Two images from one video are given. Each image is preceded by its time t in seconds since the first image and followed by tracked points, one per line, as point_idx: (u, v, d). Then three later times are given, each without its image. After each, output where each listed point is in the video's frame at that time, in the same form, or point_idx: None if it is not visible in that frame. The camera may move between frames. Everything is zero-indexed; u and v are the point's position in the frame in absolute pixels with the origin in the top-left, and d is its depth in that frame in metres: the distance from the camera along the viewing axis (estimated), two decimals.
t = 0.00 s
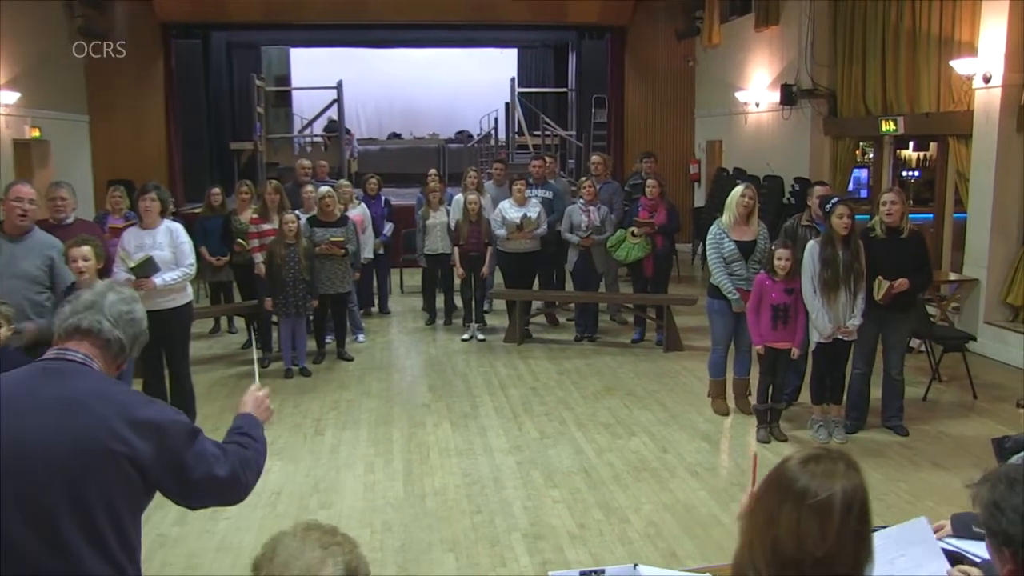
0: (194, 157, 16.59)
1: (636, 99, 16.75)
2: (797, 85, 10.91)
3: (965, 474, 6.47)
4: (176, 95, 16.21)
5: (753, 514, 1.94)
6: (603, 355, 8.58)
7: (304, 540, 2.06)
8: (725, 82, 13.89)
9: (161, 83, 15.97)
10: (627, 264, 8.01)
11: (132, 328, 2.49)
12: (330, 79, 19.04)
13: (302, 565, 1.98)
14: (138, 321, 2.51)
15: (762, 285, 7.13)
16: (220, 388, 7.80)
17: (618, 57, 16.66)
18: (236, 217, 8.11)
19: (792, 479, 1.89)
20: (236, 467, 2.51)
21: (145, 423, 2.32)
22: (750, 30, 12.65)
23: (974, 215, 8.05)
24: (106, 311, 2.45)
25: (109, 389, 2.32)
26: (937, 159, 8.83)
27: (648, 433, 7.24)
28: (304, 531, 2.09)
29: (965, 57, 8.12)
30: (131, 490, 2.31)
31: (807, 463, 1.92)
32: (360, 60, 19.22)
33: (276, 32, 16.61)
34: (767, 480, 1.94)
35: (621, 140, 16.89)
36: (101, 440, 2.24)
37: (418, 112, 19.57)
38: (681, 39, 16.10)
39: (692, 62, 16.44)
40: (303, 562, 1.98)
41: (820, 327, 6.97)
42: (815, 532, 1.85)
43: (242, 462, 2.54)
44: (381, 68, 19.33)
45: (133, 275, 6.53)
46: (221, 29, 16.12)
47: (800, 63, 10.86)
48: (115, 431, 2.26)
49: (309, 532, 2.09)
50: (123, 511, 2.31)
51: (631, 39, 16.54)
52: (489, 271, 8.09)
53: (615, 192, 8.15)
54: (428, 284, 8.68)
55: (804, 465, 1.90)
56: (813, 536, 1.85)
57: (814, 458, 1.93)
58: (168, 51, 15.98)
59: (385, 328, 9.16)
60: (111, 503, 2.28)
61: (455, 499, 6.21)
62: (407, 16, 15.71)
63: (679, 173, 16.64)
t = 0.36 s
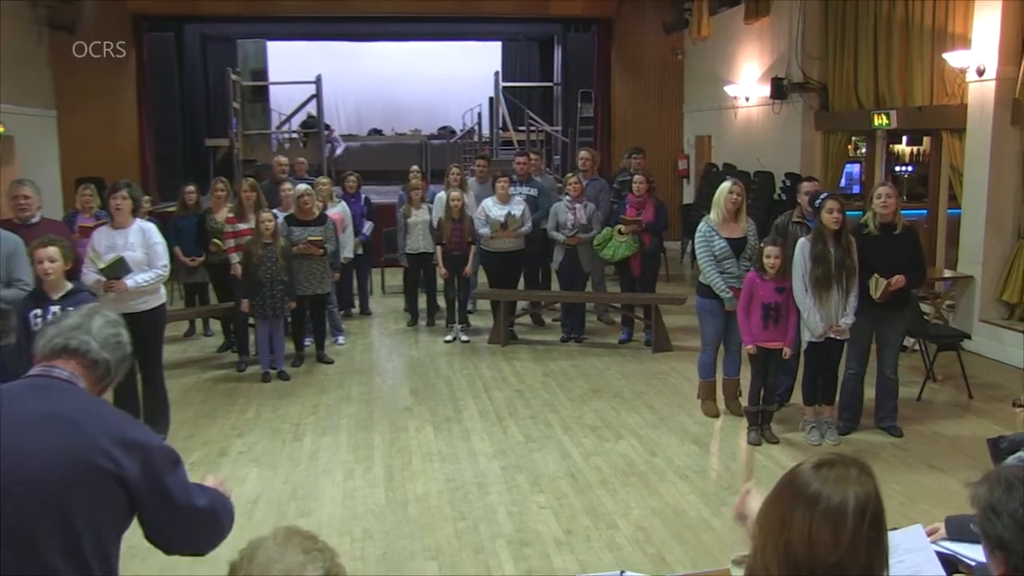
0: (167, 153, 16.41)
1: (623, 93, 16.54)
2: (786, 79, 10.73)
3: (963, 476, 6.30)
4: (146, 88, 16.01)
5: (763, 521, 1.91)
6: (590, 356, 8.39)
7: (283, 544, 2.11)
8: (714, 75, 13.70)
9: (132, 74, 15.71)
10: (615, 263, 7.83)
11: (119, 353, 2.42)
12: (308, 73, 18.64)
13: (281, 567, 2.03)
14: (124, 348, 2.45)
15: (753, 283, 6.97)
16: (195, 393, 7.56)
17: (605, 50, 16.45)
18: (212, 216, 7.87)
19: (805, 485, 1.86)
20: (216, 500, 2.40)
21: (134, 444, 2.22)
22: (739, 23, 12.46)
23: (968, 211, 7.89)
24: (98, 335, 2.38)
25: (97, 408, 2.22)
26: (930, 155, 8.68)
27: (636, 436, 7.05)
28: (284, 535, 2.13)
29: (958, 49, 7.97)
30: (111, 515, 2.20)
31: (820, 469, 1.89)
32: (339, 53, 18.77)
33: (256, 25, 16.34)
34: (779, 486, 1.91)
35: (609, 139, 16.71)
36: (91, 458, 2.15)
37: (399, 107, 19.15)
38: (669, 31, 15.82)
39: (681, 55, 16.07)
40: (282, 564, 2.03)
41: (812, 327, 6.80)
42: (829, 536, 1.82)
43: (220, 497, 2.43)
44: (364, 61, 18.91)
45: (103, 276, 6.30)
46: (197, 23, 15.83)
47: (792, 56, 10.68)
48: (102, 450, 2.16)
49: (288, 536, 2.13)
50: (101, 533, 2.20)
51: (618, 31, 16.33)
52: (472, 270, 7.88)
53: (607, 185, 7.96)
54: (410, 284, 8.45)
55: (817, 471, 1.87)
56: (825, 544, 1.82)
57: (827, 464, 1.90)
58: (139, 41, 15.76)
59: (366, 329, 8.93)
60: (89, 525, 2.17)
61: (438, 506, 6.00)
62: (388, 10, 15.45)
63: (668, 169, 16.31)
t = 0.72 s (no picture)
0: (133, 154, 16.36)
1: (604, 88, 16.29)
2: (771, 74, 10.57)
3: (953, 479, 6.16)
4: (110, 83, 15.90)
5: (747, 525, 1.85)
6: (571, 358, 8.20)
7: (251, 549, 1.97)
8: (698, 70, 13.55)
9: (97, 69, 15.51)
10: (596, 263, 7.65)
11: (42, 324, 2.18)
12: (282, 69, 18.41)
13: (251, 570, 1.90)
14: (47, 314, 2.20)
15: (737, 283, 6.81)
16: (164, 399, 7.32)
17: (586, 44, 16.35)
18: (181, 215, 7.63)
19: (788, 487, 1.80)
20: (184, 452, 2.13)
21: (72, 434, 1.96)
22: (723, 17, 12.31)
23: (956, 209, 7.74)
24: (8, 313, 2.13)
25: (26, 401, 1.97)
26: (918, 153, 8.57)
27: (619, 440, 6.87)
28: (251, 540, 1.99)
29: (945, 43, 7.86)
30: (65, 511, 2.00)
31: (803, 471, 1.84)
32: (314, 45, 18.50)
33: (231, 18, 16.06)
34: (763, 489, 1.85)
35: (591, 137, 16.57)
36: (27, 462, 1.93)
37: (375, 104, 18.91)
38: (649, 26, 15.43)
39: (663, 50, 15.67)
40: (251, 567, 1.91)
41: (798, 327, 6.65)
42: (812, 539, 1.76)
43: (189, 441, 2.15)
44: (340, 54, 18.66)
45: (68, 277, 6.03)
46: (169, 14, 15.49)
47: (776, 51, 10.53)
48: (37, 451, 1.93)
49: (255, 540, 1.99)
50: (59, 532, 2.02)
51: (599, 25, 16.16)
52: (450, 270, 7.68)
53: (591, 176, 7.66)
54: (387, 285, 8.24)
55: (800, 473, 1.82)
56: (807, 547, 1.76)
57: (810, 466, 1.85)
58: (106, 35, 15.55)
59: (341, 332, 8.71)
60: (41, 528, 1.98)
61: (415, 513, 5.80)
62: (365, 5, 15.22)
63: (653, 167, 15.95)
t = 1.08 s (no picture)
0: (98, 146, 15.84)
1: (584, 83, 15.92)
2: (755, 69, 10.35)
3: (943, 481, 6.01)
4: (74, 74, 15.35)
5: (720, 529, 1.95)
6: (552, 362, 8.00)
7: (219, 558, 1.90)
8: (680, 65, 13.39)
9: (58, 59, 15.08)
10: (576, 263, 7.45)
11: None
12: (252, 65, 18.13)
13: None
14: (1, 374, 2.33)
15: (720, 283, 6.63)
16: (130, 408, 7.07)
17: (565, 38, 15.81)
18: (148, 217, 7.40)
19: (753, 494, 1.91)
20: (92, 505, 2.05)
21: None
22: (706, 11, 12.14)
23: (944, 206, 7.59)
24: None
25: None
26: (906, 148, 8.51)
27: (601, 445, 6.68)
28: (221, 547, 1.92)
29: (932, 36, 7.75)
30: None
31: (769, 481, 1.94)
32: (287, 42, 18.24)
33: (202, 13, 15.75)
34: (736, 499, 1.96)
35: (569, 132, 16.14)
36: None
37: (349, 101, 18.63)
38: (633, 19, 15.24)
39: (645, 44, 15.60)
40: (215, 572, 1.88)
41: (784, 328, 6.49)
42: (771, 544, 1.85)
43: (103, 500, 2.08)
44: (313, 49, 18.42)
45: (28, 282, 5.76)
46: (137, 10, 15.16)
47: (760, 45, 10.36)
48: None
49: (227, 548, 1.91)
50: None
51: (579, 20, 15.70)
52: (427, 272, 7.45)
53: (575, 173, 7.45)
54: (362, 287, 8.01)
55: (767, 482, 1.92)
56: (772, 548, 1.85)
57: (775, 474, 1.96)
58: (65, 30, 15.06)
59: (315, 336, 8.47)
60: None
61: (392, 522, 5.59)
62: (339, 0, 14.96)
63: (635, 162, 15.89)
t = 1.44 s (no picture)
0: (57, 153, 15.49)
1: (566, 79, 15.71)
2: (743, 63, 10.11)
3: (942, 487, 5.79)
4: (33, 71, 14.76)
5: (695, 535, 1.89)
6: (534, 367, 7.73)
7: None
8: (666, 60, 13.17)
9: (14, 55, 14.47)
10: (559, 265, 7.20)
11: None
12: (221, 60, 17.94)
13: None
14: None
15: (707, 284, 6.39)
16: (94, 420, 6.75)
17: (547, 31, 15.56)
18: (111, 220, 7.11)
19: (723, 501, 1.83)
20: None
21: None
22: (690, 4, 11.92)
23: (937, 203, 7.38)
24: None
25: None
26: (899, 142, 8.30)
27: (585, 453, 6.42)
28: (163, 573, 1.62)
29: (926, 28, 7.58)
30: None
31: (741, 486, 1.85)
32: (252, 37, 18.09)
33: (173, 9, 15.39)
34: (708, 505, 1.88)
35: (553, 131, 15.77)
36: None
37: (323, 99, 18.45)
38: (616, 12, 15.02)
39: (629, 37, 15.36)
40: None
41: (774, 330, 6.26)
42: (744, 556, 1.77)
43: None
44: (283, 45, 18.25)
45: None
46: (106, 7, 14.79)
47: (748, 38, 10.11)
48: None
49: None
50: None
51: (561, 14, 15.52)
52: (405, 275, 7.20)
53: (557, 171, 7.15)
54: (337, 292, 7.72)
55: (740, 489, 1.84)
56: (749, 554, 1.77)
57: (747, 481, 1.87)
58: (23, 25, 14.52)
59: (288, 342, 8.17)
60: None
61: (369, 535, 5.31)
62: None
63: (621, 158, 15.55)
